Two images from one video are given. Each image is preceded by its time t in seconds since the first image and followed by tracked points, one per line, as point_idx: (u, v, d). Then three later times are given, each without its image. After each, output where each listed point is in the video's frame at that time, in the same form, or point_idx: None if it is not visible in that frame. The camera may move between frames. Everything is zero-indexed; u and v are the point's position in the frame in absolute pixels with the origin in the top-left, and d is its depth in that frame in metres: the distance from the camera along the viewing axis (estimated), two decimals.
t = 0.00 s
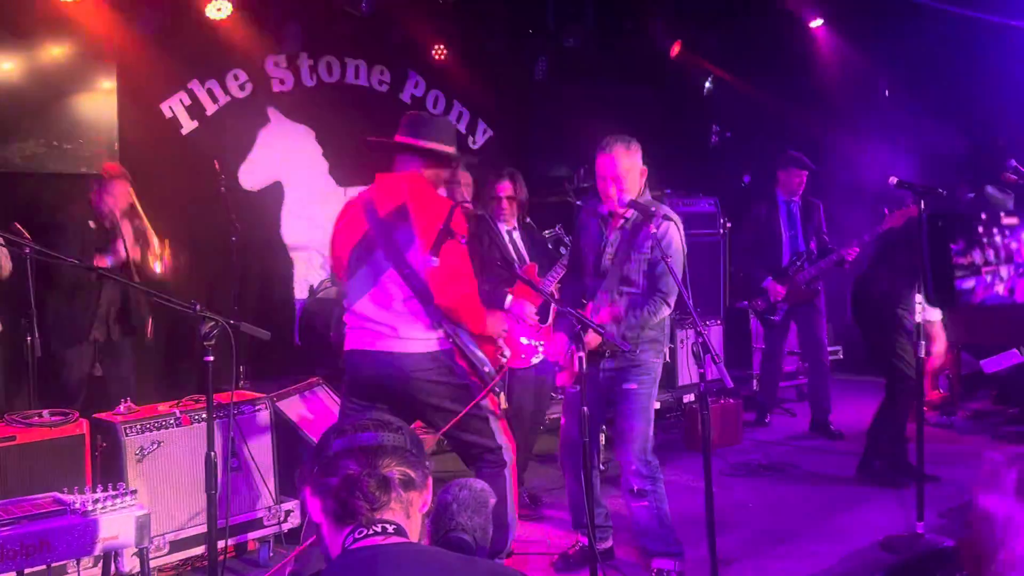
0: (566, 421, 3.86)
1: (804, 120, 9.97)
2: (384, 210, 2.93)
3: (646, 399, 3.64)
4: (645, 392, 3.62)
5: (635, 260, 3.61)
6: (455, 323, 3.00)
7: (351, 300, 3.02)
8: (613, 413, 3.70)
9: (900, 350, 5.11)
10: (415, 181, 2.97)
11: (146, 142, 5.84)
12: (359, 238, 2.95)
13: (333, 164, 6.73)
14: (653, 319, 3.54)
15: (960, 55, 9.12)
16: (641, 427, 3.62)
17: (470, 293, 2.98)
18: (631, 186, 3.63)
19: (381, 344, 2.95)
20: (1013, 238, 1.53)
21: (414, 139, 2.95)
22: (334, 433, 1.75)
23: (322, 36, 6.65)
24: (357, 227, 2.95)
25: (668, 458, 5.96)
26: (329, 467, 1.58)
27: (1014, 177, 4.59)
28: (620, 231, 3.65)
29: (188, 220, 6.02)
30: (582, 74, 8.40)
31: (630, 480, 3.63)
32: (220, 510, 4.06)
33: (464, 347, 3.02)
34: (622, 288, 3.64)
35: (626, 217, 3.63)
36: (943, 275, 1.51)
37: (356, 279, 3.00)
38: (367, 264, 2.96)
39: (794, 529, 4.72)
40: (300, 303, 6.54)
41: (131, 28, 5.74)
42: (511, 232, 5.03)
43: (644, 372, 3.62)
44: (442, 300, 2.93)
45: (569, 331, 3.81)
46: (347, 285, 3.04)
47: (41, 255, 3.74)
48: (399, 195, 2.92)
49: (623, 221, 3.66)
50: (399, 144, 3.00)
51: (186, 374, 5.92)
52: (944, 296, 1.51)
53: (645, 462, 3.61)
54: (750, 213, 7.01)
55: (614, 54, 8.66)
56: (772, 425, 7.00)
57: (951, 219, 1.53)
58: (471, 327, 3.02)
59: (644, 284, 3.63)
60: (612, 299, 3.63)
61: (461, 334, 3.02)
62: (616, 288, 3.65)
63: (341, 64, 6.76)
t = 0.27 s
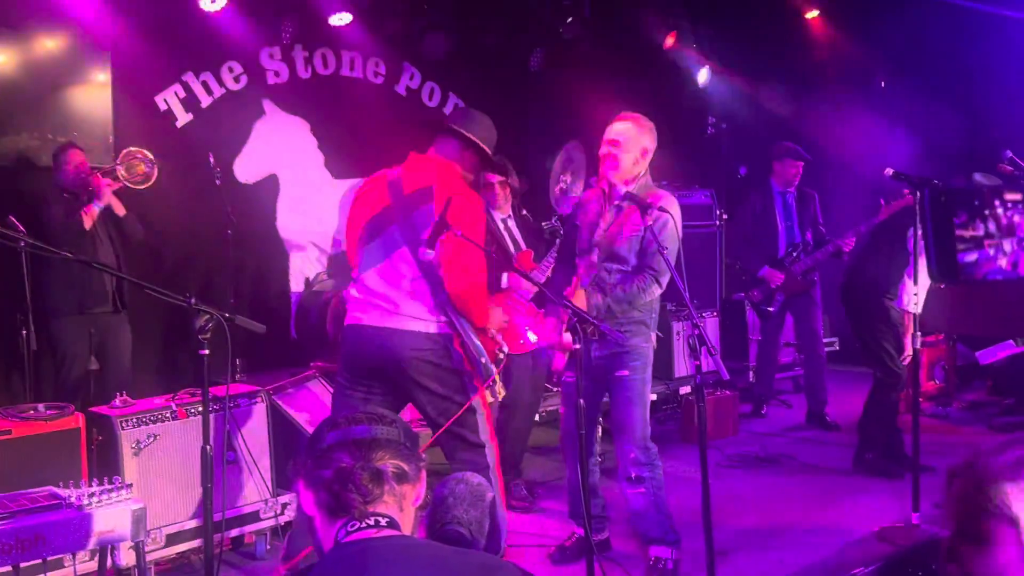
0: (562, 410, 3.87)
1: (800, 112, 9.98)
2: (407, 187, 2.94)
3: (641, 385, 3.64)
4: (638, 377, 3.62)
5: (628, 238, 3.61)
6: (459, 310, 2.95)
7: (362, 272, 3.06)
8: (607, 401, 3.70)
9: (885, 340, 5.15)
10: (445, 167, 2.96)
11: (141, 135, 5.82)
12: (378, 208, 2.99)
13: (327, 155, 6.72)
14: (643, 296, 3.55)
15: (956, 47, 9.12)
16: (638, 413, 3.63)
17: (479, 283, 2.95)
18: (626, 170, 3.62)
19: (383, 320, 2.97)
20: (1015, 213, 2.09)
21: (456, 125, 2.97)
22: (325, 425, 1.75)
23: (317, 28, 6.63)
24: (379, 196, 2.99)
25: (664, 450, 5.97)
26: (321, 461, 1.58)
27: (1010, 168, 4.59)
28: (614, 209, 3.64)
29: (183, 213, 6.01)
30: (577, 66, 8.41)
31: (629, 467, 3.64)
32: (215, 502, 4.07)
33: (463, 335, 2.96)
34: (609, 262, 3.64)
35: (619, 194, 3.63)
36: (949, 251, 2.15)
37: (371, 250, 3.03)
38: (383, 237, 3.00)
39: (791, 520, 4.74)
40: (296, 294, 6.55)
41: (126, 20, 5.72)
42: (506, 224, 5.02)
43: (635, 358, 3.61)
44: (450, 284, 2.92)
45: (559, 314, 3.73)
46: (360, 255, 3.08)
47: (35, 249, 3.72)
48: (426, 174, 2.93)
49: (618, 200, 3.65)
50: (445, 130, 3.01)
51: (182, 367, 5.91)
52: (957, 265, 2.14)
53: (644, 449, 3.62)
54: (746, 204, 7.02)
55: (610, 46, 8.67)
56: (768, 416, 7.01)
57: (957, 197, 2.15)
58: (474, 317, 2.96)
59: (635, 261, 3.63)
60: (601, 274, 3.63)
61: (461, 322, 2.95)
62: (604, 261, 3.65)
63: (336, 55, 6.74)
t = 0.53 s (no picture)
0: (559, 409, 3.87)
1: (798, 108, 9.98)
2: (417, 185, 2.92)
3: (637, 385, 3.64)
4: (633, 377, 3.61)
5: (626, 232, 3.62)
6: (473, 308, 2.93)
7: (371, 270, 3.05)
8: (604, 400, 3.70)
9: (875, 338, 5.17)
10: (455, 165, 2.94)
11: (138, 132, 5.81)
12: (390, 206, 2.98)
13: (323, 152, 6.70)
14: (639, 289, 3.53)
15: (953, 43, 9.11)
16: (633, 413, 3.62)
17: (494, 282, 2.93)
18: (626, 168, 3.63)
19: (395, 317, 2.96)
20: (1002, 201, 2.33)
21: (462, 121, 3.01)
22: (320, 424, 1.75)
23: (314, 25, 6.62)
24: (390, 194, 2.98)
25: (661, 446, 5.97)
26: (316, 460, 1.58)
27: (1007, 164, 4.59)
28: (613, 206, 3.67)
29: (180, 211, 5.99)
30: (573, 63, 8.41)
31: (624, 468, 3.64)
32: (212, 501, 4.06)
33: (476, 332, 2.95)
34: (606, 257, 3.65)
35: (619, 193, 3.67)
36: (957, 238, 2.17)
37: (382, 249, 3.02)
38: (395, 234, 2.98)
39: (788, 516, 4.74)
40: (293, 292, 6.54)
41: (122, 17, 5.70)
42: (503, 221, 5.02)
43: (629, 358, 3.60)
44: (466, 284, 2.88)
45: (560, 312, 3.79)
46: (369, 255, 3.06)
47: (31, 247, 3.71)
48: (437, 172, 2.91)
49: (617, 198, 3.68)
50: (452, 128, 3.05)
51: (179, 364, 5.91)
52: (961, 253, 2.73)
53: (639, 450, 3.62)
54: (744, 201, 7.02)
55: (607, 43, 8.67)
56: (765, 413, 7.02)
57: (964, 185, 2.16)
58: (487, 315, 2.96)
59: (632, 256, 3.63)
60: (597, 268, 3.65)
61: (475, 318, 2.94)
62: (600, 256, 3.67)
63: (333, 52, 6.74)
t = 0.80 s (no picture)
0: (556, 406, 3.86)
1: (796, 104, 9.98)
2: (368, 199, 2.93)
3: (638, 385, 3.63)
4: (636, 378, 3.61)
5: (631, 251, 3.60)
6: (438, 311, 2.96)
7: (335, 289, 3.04)
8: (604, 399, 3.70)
9: (869, 334, 5.18)
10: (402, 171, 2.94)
11: (135, 129, 5.80)
12: (344, 223, 2.97)
13: (321, 149, 6.70)
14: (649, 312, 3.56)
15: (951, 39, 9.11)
16: (631, 414, 3.62)
17: (454, 283, 2.94)
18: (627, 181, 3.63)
19: (366, 334, 2.96)
20: None
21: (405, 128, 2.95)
22: (318, 422, 1.75)
23: (311, 21, 6.62)
24: (342, 212, 2.98)
25: (658, 443, 5.98)
26: (313, 458, 1.57)
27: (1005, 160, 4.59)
28: (617, 221, 3.64)
29: (176, 209, 5.98)
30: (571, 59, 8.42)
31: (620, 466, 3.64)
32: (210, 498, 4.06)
33: (446, 335, 2.98)
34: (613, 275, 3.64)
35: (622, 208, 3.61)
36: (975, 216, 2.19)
37: (340, 266, 3.01)
38: (352, 251, 2.97)
39: (786, 512, 4.75)
40: (291, 290, 6.55)
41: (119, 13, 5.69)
42: (498, 218, 5.02)
43: (636, 359, 3.61)
44: (425, 289, 2.90)
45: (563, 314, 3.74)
46: (330, 274, 3.06)
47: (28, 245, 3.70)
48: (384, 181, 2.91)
49: (620, 211, 3.64)
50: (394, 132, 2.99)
51: (176, 362, 5.90)
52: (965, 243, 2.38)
53: (635, 449, 3.62)
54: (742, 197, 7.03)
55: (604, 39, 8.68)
56: (763, 409, 7.02)
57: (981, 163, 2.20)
58: (453, 316, 2.98)
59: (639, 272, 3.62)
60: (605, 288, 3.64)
61: (441, 322, 2.97)
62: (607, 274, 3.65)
63: (331, 49, 6.73)
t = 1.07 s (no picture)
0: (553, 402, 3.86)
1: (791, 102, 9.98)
2: (394, 183, 2.93)
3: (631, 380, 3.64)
4: (628, 372, 3.61)
5: (619, 231, 3.62)
6: (448, 307, 2.95)
7: (348, 270, 3.04)
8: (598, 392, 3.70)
9: (869, 332, 5.17)
10: (433, 163, 2.95)
11: (130, 127, 5.79)
12: (366, 206, 2.97)
13: (318, 147, 6.70)
14: (632, 290, 3.57)
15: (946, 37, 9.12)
16: (628, 408, 3.62)
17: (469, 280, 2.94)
18: (621, 163, 3.63)
19: (370, 316, 2.96)
20: None
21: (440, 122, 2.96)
22: (313, 420, 1.75)
23: (306, 19, 6.61)
24: (365, 195, 2.97)
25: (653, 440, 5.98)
26: (307, 457, 1.57)
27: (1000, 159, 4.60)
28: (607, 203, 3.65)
29: (172, 207, 5.98)
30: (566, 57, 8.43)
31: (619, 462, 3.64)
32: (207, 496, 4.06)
33: (453, 330, 2.95)
34: (600, 256, 3.66)
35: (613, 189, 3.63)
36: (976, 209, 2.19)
37: (356, 248, 3.01)
38: (370, 235, 2.97)
39: (781, 510, 4.76)
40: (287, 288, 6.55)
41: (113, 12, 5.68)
42: (493, 216, 5.02)
43: (625, 355, 3.61)
44: (439, 282, 2.91)
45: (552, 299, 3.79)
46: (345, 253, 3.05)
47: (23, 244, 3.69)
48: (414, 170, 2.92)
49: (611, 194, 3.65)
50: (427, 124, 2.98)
51: (172, 360, 5.90)
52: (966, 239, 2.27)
53: (635, 445, 3.63)
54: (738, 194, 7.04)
55: (599, 37, 8.69)
56: (758, 406, 7.03)
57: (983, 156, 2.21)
58: (463, 314, 2.96)
59: (625, 252, 3.63)
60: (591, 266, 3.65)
61: (449, 317, 2.95)
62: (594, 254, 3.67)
63: (326, 47, 6.72)
